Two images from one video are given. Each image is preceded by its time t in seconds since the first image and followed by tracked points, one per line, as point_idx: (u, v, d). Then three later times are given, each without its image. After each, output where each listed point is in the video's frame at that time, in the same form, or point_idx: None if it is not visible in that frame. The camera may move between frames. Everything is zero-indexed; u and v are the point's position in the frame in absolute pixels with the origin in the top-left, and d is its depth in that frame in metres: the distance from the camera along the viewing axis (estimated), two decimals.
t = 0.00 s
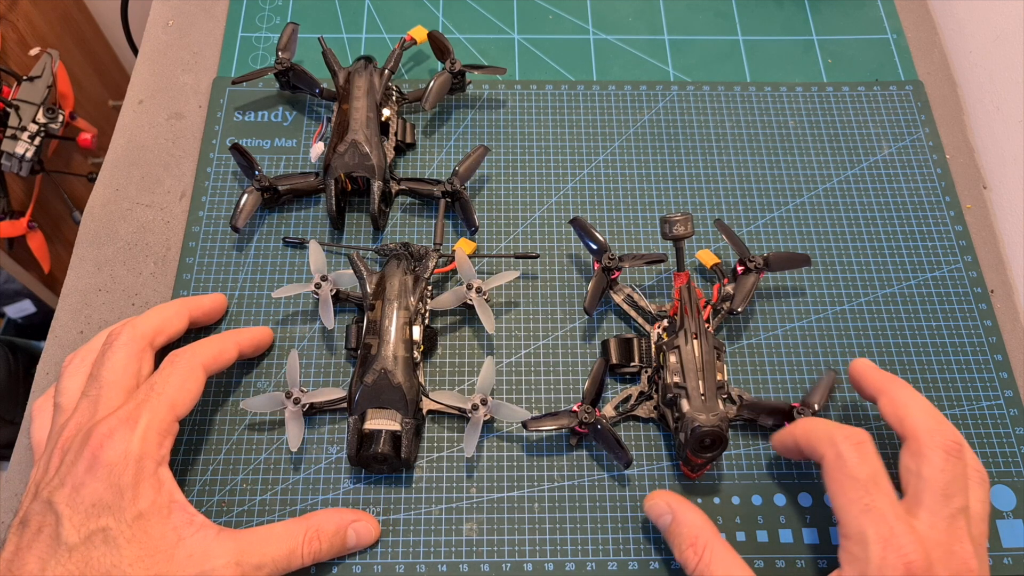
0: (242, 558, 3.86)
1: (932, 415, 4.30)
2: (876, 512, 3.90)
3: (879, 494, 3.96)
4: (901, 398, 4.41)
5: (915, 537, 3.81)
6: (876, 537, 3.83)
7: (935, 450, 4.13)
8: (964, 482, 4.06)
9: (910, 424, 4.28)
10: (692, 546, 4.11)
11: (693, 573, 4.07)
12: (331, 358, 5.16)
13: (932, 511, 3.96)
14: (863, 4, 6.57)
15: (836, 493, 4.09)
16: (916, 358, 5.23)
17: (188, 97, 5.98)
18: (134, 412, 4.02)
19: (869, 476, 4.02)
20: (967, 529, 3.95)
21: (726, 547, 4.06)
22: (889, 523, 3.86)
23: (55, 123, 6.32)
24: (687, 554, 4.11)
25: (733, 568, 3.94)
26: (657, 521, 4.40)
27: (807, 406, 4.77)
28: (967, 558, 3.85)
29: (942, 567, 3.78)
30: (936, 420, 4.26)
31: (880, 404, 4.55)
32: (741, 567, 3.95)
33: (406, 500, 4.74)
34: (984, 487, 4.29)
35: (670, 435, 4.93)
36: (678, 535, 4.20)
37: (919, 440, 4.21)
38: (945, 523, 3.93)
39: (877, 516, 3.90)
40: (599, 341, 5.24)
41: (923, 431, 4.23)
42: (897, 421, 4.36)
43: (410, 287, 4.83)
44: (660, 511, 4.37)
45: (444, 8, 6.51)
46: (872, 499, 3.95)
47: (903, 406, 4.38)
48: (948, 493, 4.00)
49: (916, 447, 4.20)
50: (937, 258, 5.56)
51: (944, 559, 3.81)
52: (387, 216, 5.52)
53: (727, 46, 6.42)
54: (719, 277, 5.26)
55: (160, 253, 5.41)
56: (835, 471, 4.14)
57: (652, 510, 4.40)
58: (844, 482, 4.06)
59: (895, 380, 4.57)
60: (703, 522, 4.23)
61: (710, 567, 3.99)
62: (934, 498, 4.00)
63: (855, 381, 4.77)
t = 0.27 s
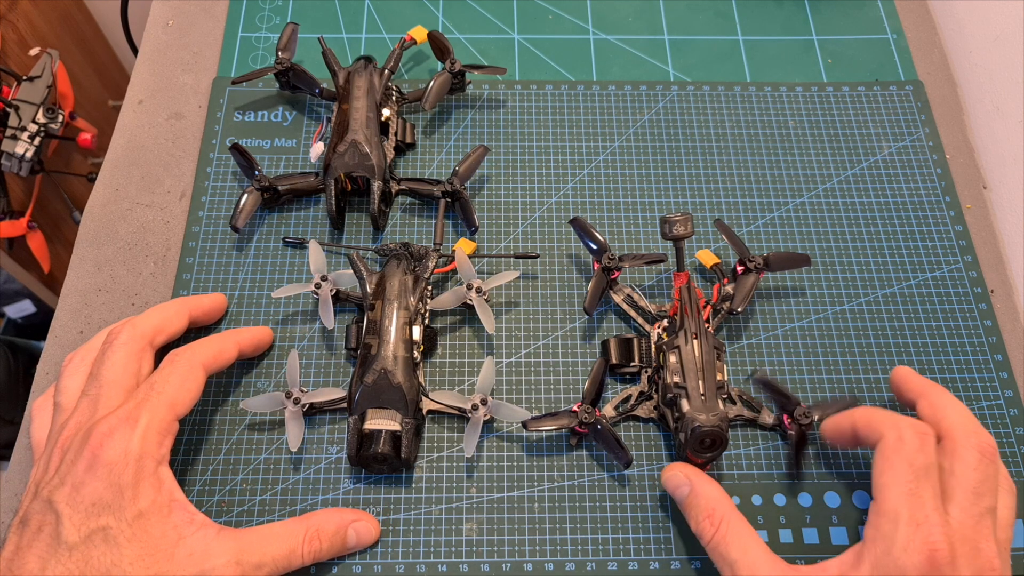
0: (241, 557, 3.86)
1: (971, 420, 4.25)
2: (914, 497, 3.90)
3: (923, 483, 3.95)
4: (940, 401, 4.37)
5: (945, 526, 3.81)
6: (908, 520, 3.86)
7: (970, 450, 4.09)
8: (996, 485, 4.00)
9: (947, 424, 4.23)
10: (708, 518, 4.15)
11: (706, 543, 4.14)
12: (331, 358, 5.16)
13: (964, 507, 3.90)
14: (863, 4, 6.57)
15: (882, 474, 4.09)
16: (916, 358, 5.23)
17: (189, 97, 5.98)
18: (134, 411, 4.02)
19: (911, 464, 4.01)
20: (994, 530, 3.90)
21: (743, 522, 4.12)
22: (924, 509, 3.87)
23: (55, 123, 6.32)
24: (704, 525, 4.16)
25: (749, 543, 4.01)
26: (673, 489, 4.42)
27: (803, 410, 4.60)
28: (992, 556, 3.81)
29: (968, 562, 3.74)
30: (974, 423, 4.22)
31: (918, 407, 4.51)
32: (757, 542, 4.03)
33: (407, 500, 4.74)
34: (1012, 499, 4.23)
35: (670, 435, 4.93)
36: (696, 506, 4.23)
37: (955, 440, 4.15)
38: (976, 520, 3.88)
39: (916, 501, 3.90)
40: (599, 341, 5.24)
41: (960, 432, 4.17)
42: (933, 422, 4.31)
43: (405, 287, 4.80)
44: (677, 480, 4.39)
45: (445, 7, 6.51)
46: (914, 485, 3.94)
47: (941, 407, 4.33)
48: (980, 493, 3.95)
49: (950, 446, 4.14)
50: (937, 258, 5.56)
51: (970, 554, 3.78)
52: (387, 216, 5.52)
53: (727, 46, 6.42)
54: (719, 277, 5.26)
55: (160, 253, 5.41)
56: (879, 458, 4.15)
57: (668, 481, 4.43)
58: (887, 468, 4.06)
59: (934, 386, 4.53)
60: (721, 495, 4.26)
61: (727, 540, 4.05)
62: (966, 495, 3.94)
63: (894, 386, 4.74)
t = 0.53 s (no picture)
0: (242, 557, 3.86)
1: (961, 417, 4.28)
2: (891, 495, 4.00)
3: (901, 480, 4.04)
4: (931, 398, 4.39)
5: (924, 523, 3.90)
6: (887, 517, 3.94)
7: (956, 447, 4.13)
8: (980, 481, 4.06)
9: (935, 422, 4.27)
10: (696, 523, 4.21)
11: (695, 548, 4.19)
12: (331, 358, 5.16)
13: (945, 504, 3.98)
14: (863, 4, 6.57)
15: (859, 471, 4.19)
16: (916, 358, 5.23)
17: (188, 97, 5.98)
18: (134, 411, 4.02)
19: (890, 462, 4.10)
20: (978, 525, 3.99)
21: (729, 525, 4.17)
22: (903, 505, 3.96)
23: (55, 123, 6.32)
24: (692, 531, 4.21)
25: (735, 545, 4.06)
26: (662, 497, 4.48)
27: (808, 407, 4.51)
28: (972, 551, 3.91)
29: (948, 557, 3.84)
30: (964, 420, 4.24)
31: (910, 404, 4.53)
32: (744, 544, 4.07)
33: (407, 500, 4.74)
34: (999, 494, 4.29)
35: (670, 435, 4.94)
36: (683, 511, 4.29)
37: (941, 438, 4.20)
38: (958, 516, 3.96)
39: (893, 498, 3.99)
40: (599, 340, 5.24)
41: (947, 428, 4.22)
42: (923, 420, 4.34)
43: (405, 288, 4.80)
44: (666, 486, 4.46)
45: (444, 8, 6.51)
46: (891, 482, 4.04)
47: (931, 405, 4.36)
48: (963, 489, 4.01)
49: (937, 443, 4.19)
50: (937, 258, 5.56)
51: (950, 550, 3.86)
52: (387, 216, 5.52)
53: (727, 46, 6.41)
54: (719, 277, 5.26)
55: (160, 253, 5.41)
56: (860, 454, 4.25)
57: (657, 490, 4.49)
58: (867, 464, 4.16)
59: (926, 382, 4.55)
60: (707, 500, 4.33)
61: (713, 544, 4.10)
62: (950, 492, 4.01)
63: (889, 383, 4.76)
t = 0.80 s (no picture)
0: (242, 556, 3.87)
1: (958, 415, 4.27)
2: (886, 495, 4.02)
3: (895, 479, 4.06)
4: (928, 397, 4.39)
5: (921, 522, 3.90)
6: (883, 517, 3.95)
7: (953, 446, 4.13)
8: (977, 480, 4.06)
9: (931, 421, 4.27)
10: (695, 522, 4.22)
11: (693, 547, 4.19)
12: (331, 358, 5.16)
13: (941, 502, 3.99)
14: (863, 4, 6.57)
15: (853, 472, 4.22)
16: (916, 358, 5.23)
17: (188, 97, 5.98)
18: (134, 410, 4.02)
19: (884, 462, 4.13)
20: (976, 524, 3.99)
21: (729, 524, 4.17)
22: (898, 505, 3.97)
23: (55, 123, 6.32)
24: (691, 530, 4.21)
25: (734, 545, 4.06)
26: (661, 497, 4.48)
27: (808, 407, 4.54)
28: (970, 549, 3.91)
29: (946, 556, 3.83)
30: (961, 419, 4.24)
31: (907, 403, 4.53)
32: (743, 544, 4.07)
33: (406, 500, 4.74)
34: (998, 492, 4.29)
35: (670, 435, 4.94)
36: (682, 510, 4.29)
37: (937, 437, 4.20)
38: (954, 515, 3.97)
39: (888, 497, 4.01)
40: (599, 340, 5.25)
41: (943, 427, 4.22)
42: (920, 419, 4.35)
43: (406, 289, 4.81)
44: (666, 486, 4.46)
45: (444, 7, 6.51)
46: (885, 481, 4.06)
47: (928, 404, 4.36)
48: (959, 488, 4.02)
49: (934, 442, 4.20)
50: (937, 258, 5.56)
51: (948, 549, 3.86)
52: (387, 216, 5.52)
53: (727, 46, 6.42)
54: (719, 277, 5.26)
55: (160, 253, 5.41)
56: (854, 453, 4.28)
57: (656, 490, 4.49)
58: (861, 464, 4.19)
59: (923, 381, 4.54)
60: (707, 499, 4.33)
61: (712, 543, 4.11)
62: (947, 491, 4.02)
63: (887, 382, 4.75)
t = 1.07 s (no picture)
0: (243, 557, 3.87)
1: (958, 418, 4.29)
2: (885, 495, 4.01)
3: (896, 480, 4.05)
4: (928, 398, 4.40)
5: (921, 523, 3.90)
6: (883, 517, 3.94)
7: (953, 448, 4.14)
8: (976, 480, 4.07)
9: (931, 421, 4.28)
10: (694, 523, 4.21)
11: (693, 548, 4.19)
12: (331, 358, 5.16)
13: (941, 502, 4.00)
14: (863, 4, 6.57)
15: (854, 472, 4.22)
16: (916, 358, 5.23)
17: (188, 97, 5.98)
18: (134, 411, 4.02)
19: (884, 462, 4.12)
20: (975, 524, 3.99)
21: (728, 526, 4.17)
22: (898, 505, 3.96)
23: (55, 123, 6.32)
24: (691, 531, 4.21)
25: (733, 547, 4.06)
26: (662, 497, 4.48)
27: (808, 406, 4.53)
28: (969, 549, 3.91)
29: (946, 557, 3.84)
30: (961, 421, 4.25)
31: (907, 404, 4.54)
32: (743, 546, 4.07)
33: (406, 500, 4.74)
34: (996, 493, 4.30)
35: (670, 435, 4.94)
36: (682, 511, 4.29)
37: (938, 437, 4.21)
38: (954, 515, 3.97)
39: (888, 498, 4.01)
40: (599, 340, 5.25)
41: (943, 428, 4.23)
42: (919, 420, 4.35)
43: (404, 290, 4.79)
44: (666, 486, 4.46)
45: (444, 7, 6.50)
46: (886, 482, 4.05)
47: (928, 405, 4.37)
48: (958, 488, 4.02)
49: (934, 443, 4.21)
50: (937, 258, 5.55)
51: (948, 549, 3.87)
52: (387, 215, 5.52)
53: (727, 46, 6.42)
54: (719, 277, 5.26)
55: (160, 253, 5.41)
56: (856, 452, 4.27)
57: (655, 491, 4.50)
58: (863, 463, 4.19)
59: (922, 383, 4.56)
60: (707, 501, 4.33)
61: (712, 544, 4.11)
62: (947, 492, 4.02)
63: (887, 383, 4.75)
